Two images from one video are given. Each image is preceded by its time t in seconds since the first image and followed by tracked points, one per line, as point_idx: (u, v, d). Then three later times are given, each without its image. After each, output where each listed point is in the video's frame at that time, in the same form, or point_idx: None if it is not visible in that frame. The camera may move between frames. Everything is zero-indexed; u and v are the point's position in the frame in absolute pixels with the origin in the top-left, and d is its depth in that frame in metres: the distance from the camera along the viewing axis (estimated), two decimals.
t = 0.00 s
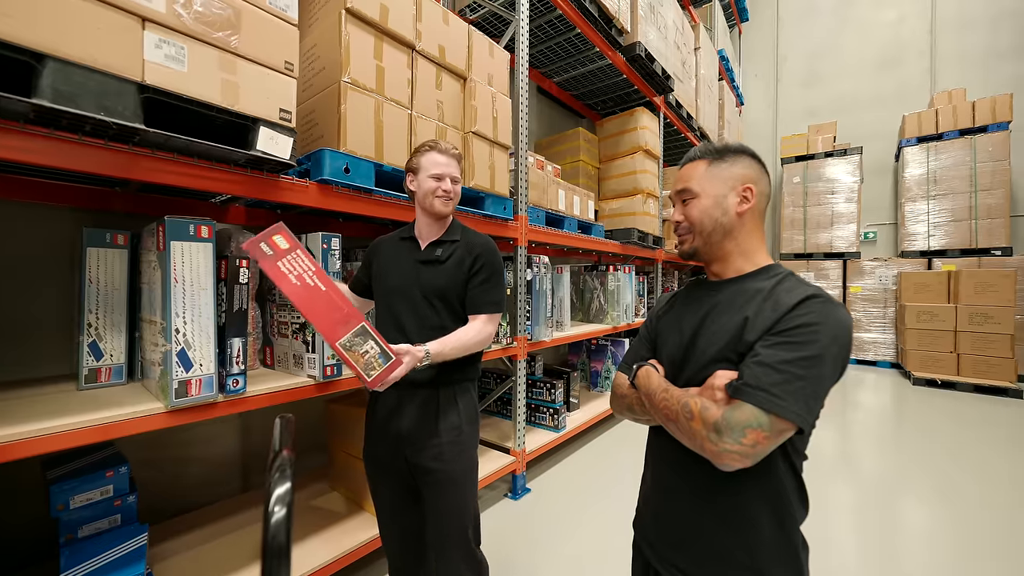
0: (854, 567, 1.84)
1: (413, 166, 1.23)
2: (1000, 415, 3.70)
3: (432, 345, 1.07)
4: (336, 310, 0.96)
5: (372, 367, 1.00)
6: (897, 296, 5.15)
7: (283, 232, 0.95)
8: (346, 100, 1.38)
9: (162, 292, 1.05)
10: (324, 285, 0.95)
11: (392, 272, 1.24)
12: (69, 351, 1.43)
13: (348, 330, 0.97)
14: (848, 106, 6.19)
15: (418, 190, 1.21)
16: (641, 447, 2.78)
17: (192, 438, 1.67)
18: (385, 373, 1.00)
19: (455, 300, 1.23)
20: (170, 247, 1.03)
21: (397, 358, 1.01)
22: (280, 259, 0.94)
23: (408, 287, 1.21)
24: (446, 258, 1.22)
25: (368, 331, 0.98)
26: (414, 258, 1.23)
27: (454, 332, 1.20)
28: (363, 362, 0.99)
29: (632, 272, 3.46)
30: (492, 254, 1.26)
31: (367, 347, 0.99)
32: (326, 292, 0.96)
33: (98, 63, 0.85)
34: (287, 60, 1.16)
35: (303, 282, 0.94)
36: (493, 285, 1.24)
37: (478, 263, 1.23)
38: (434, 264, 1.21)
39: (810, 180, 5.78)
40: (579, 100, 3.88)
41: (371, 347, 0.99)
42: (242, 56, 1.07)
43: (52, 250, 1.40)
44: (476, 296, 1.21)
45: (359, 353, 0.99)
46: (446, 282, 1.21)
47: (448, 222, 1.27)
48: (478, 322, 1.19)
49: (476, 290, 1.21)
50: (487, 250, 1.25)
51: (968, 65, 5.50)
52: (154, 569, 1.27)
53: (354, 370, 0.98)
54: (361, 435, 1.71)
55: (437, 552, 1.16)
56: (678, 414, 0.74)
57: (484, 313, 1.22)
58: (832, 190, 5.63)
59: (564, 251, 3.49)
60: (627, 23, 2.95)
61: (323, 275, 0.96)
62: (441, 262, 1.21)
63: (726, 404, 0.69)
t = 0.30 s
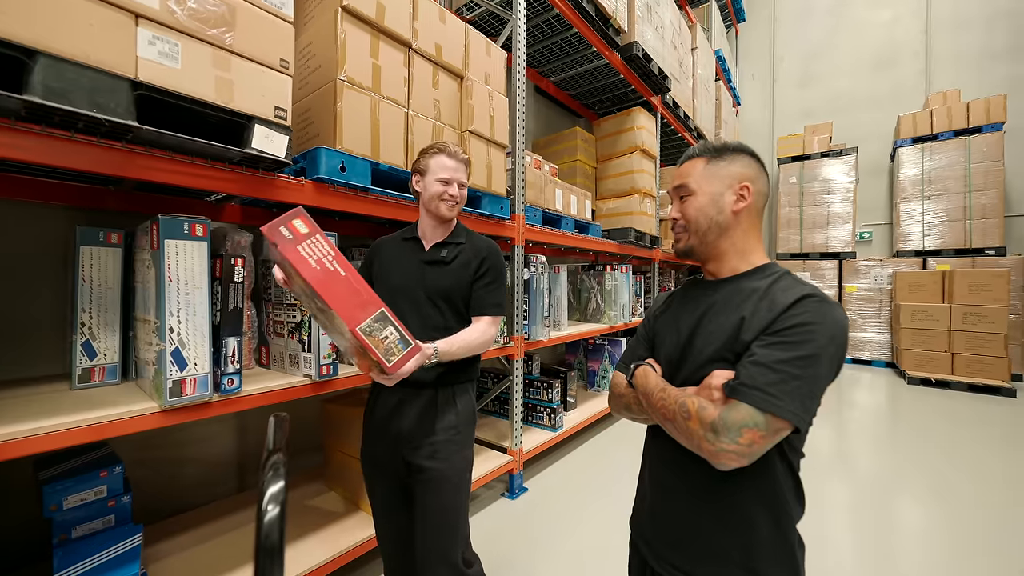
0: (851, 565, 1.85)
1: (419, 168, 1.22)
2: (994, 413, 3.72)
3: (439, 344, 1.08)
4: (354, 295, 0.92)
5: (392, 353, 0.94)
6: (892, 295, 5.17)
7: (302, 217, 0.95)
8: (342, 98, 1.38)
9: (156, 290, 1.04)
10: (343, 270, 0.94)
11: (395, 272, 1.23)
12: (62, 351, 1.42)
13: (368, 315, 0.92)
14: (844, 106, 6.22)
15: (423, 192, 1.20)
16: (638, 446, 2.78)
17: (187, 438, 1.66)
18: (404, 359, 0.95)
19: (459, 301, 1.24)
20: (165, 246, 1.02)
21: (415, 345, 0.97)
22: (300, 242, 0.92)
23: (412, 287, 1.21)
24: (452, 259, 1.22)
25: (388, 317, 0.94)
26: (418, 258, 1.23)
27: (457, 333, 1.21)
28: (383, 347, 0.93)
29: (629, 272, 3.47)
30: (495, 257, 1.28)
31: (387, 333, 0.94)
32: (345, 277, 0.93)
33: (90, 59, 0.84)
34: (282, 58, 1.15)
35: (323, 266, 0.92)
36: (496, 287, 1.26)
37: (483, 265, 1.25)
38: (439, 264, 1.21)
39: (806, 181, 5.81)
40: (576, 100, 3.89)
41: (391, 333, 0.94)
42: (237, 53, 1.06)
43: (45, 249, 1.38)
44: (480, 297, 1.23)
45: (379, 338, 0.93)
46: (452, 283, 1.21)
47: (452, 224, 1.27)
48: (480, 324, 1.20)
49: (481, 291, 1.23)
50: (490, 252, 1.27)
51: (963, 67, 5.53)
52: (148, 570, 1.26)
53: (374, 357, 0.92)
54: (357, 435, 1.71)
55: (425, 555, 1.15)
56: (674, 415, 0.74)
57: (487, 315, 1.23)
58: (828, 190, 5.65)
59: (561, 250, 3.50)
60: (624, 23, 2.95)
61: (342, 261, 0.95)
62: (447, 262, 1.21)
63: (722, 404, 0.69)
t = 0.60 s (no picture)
0: (847, 560, 1.86)
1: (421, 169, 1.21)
2: (989, 411, 3.75)
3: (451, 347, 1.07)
4: (365, 297, 0.92)
5: (405, 358, 0.94)
6: (887, 294, 5.20)
7: (310, 215, 0.95)
8: (338, 96, 1.37)
9: (150, 290, 1.03)
10: (353, 271, 0.93)
11: (409, 270, 1.24)
12: (55, 351, 1.41)
13: (380, 319, 0.92)
14: (841, 106, 6.24)
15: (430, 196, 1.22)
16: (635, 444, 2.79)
17: (183, 438, 1.65)
18: (417, 364, 0.95)
19: (473, 302, 1.22)
20: (159, 244, 1.02)
21: (428, 348, 0.97)
22: (308, 242, 0.92)
23: (428, 286, 1.21)
24: (468, 259, 1.21)
25: (400, 320, 0.94)
26: (433, 258, 1.23)
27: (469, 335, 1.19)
28: (395, 352, 0.92)
29: (626, 271, 3.48)
30: (513, 261, 1.27)
31: (399, 337, 0.93)
32: (355, 278, 0.93)
33: (84, 57, 0.84)
34: (277, 56, 1.15)
35: (332, 267, 0.92)
36: (512, 291, 1.24)
37: (500, 267, 1.23)
38: (456, 263, 1.20)
39: (802, 180, 5.83)
40: (573, 99, 3.89)
41: (403, 337, 0.94)
42: (232, 51, 1.05)
43: (38, 248, 1.37)
44: (495, 299, 1.21)
45: (390, 343, 0.92)
46: (467, 283, 1.20)
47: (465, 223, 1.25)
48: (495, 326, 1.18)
49: (497, 292, 1.21)
50: (509, 256, 1.25)
51: (957, 67, 5.56)
52: (143, 570, 1.25)
53: (386, 362, 0.92)
54: (355, 434, 1.71)
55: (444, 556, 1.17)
56: (668, 411, 0.74)
57: (501, 318, 1.20)
58: (824, 189, 5.67)
59: (559, 249, 3.50)
60: (621, 22, 2.95)
61: (352, 261, 0.95)
62: (463, 261, 1.20)
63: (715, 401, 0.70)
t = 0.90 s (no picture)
0: (841, 559, 1.87)
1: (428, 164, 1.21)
2: (983, 410, 3.77)
3: (458, 352, 1.04)
4: (345, 302, 0.89)
5: (384, 365, 0.91)
6: (882, 294, 5.23)
7: (291, 218, 0.94)
8: (332, 96, 1.37)
9: (142, 290, 1.03)
10: (333, 274, 0.90)
11: (426, 269, 1.24)
12: (48, 351, 1.40)
13: (358, 324, 0.89)
14: (837, 106, 6.26)
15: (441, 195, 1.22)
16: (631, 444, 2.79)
17: (176, 438, 1.65)
18: (397, 372, 0.91)
19: (488, 303, 1.19)
20: (150, 245, 1.01)
21: (410, 355, 0.92)
22: (287, 246, 0.91)
23: (444, 285, 1.20)
24: (483, 257, 1.18)
25: (380, 325, 0.90)
26: (449, 256, 1.22)
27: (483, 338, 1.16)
28: (375, 359, 0.90)
29: (622, 271, 3.48)
30: (534, 262, 1.21)
31: (379, 343, 0.90)
32: (335, 282, 0.90)
33: (72, 56, 0.83)
34: (270, 56, 1.15)
35: (311, 271, 0.90)
36: (532, 293, 1.19)
37: (519, 269, 1.19)
38: (470, 261, 1.19)
39: (798, 180, 5.85)
40: (569, 99, 3.89)
41: (384, 343, 0.90)
42: (223, 51, 1.05)
43: (30, 248, 1.37)
44: (511, 301, 1.16)
45: (370, 348, 0.90)
46: (482, 283, 1.17)
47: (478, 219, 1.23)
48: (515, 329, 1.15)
49: (514, 294, 1.17)
50: (530, 256, 1.21)
51: (952, 68, 5.60)
52: (135, 571, 1.25)
53: (366, 369, 0.90)
54: (350, 434, 1.71)
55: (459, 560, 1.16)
56: (655, 414, 0.75)
57: (519, 321, 1.16)
58: (820, 190, 5.69)
59: (554, 249, 3.50)
60: (617, 22, 2.96)
61: (332, 264, 0.92)
62: (478, 260, 1.18)
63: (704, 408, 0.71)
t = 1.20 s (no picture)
0: (830, 557, 1.90)
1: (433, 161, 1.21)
2: (969, 409, 3.84)
3: (451, 352, 1.02)
4: (302, 296, 0.80)
5: (337, 360, 0.80)
6: (872, 293, 5.29)
7: (261, 220, 0.89)
8: (323, 94, 1.37)
9: (130, 288, 1.02)
10: (292, 270, 0.82)
11: (438, 269, 1.25)
12: (34, 349, 1.39)
13: (314, 319, 0.80)
14: (829, 107, 6.32)
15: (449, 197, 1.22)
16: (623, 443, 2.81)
17: (166, 437, 1.63)
18: (349, 368, 0.80)
19: (493, 303, 1.16)
20: (138, 242, 1.01)
21: (363, 352, 0.80)
22: (256, 245, 0.86)
23: (452, 285, 1.19)
24: (489, 255, 1.16)
25: (335, 320, 0.80)
26: (460, 256, 1.21)
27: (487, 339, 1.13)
28: (328, 354, 0.80)
29: (615, 270, 3.50)
30: (543, 261, 1.16)
31: (334, 338, 0.80)
32: (294, 278, 0.81)
33: (59, 52, 0.83)
34: (260, 53, 1.14)
35: (274, 267, 0.83)
36: (540, 293, 1.15)
37: (527, 268, 1.14)
38: (476, 260, 1.17)
39: (790, 181, 5.90)
40: (564, 98, 3.90)
41: (338, 338, 0.80)
42: (213, 48, 1.05)
43: (16, 245, 1.35)
44: (517, 302, 1.12)
45: (324, 344, 0.80)
46: (488, 282, 1.14)
47: (487, 216, 1.21)
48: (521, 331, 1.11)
49: (520, 294, 1.13)
50: (539, 254, 1.16)
51: (942, 71, 5.67)
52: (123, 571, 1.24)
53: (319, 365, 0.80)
54: (342, 434, 1.70)
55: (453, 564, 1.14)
56: (701, 461, 0.65)
57: (523, 324, 1.11)
58: (812, 190, 5.75)
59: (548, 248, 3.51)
60: (612, 22, 2.96)
61: (295, 261, 0.84)
62: (484, 258, 1.16)
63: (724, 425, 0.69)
